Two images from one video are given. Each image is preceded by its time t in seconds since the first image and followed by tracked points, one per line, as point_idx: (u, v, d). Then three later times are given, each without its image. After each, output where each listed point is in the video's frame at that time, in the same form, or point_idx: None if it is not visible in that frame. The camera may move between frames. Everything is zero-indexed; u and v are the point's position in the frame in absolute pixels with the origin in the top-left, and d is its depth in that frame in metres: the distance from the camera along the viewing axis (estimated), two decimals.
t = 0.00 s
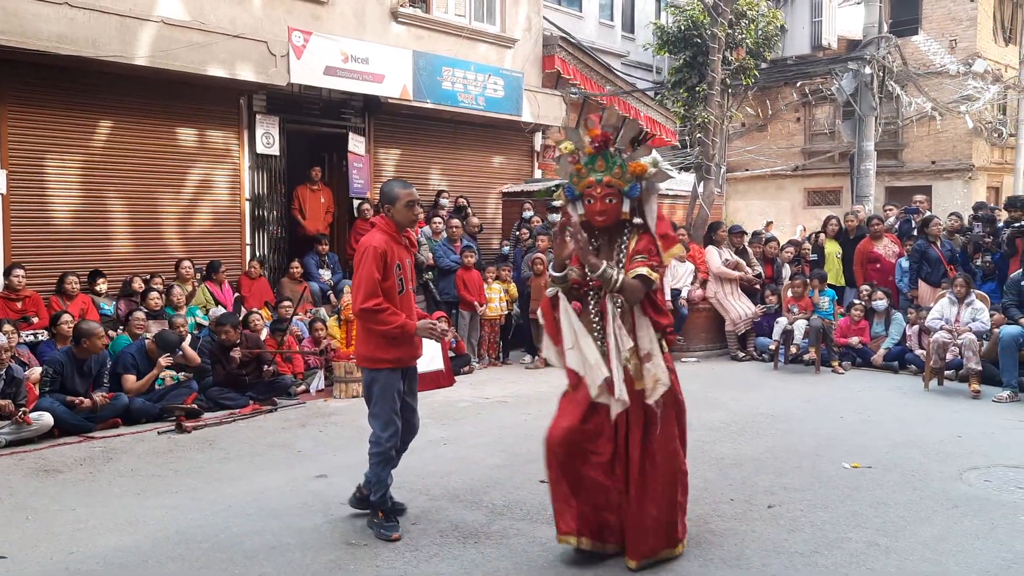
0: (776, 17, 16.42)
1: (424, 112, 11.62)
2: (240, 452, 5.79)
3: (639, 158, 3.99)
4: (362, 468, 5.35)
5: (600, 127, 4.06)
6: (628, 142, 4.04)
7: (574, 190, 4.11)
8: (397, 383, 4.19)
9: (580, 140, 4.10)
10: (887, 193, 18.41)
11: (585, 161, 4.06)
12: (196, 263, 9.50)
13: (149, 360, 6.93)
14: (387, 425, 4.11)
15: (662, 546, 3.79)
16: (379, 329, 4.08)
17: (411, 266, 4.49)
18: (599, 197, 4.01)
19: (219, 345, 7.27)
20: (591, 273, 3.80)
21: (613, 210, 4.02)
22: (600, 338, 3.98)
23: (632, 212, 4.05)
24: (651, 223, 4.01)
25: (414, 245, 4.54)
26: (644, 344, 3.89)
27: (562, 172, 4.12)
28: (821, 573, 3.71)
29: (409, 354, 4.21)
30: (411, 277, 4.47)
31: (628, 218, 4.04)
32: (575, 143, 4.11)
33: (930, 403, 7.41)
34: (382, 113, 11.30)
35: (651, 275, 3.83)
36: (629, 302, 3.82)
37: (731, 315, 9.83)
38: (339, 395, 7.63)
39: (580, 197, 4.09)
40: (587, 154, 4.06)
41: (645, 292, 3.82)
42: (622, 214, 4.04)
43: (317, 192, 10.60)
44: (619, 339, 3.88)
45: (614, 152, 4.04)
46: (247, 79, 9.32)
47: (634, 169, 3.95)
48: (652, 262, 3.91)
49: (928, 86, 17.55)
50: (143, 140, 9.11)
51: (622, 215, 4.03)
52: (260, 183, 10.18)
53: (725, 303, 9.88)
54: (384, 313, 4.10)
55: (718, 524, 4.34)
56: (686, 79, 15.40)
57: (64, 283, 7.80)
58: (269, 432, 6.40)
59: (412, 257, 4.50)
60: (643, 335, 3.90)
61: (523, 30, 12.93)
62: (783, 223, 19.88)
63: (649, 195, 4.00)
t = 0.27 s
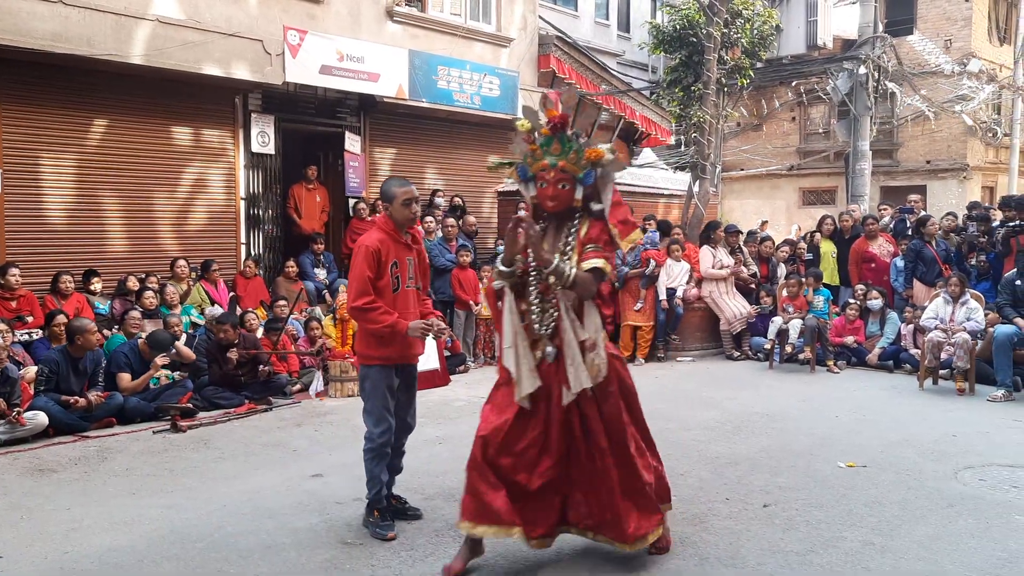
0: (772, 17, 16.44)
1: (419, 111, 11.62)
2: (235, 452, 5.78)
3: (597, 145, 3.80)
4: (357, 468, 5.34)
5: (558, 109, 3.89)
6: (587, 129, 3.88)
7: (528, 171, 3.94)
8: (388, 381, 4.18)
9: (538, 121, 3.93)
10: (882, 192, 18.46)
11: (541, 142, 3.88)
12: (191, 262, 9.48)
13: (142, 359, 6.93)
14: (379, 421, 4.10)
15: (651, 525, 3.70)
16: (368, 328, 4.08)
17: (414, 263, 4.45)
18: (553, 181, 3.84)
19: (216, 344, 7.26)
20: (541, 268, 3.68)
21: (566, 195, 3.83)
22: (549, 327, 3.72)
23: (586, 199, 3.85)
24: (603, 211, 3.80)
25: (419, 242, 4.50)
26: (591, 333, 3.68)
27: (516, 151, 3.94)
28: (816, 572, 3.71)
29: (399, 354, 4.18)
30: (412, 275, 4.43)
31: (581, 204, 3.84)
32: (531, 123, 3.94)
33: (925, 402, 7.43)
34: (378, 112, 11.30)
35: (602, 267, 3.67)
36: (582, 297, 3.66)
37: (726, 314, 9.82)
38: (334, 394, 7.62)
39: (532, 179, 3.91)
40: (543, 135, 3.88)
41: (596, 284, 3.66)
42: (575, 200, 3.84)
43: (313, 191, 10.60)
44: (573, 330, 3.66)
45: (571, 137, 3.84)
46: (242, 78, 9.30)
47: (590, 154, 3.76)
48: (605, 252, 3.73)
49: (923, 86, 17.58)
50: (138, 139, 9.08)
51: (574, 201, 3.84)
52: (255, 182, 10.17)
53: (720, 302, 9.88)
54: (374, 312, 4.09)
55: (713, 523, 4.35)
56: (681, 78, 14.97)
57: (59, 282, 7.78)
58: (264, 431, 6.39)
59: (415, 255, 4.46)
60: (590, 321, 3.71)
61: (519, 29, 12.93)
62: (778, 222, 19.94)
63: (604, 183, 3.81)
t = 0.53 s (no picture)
0: (772, 16, 16.44)
1: (419, 110, 11.61)
2: (235, 451, 5.77)
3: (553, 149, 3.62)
4: (357, 467, 5.34)
5: (516, 109, 3.64)
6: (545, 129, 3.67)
7: (480, 170, 3.71)
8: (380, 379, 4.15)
9: (494, 119, 3.69)
10: (882, 191, 18.47)
11: (496, 142, 3.65)
12: (191, 261, 9.47)
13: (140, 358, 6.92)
14: (369, 417, 4.06)
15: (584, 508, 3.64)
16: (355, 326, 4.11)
17: (422, 264, 4.38)
18: (506, 186, 3.61)
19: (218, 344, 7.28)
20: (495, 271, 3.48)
21: (519, 200, 3.63)
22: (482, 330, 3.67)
23: (538, 203, 3.69)
24: (554, 219, 3.66)
25: (428, 243, 4.43)
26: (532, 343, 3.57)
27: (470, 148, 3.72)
28: (817, 571, 3.71)
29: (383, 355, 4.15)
30: (421, 276, 4.36)
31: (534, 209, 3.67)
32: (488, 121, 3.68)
33: (926, 401, 7.42)
34: (378, 111, 11.29)
35: (555, 276, 3.53)
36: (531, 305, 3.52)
37: (725, 313, 9.83)
38: (333, 394, 7.61)
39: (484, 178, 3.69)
40: (500, 135, 3.65)
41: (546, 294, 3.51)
42: (528, 204, 3.66)
43: (312, 190, 10.59)
44: (505, 343, 3.52)
45: (528, 138, 3.62)
46: (241, 77, 9.29)
47: (547, 160, 3.57)
48: (556, 261, 3.63)
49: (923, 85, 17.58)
50: (138, 138, 9.08)
51: (528, 205, 3.66)
52: (255, 181, 10.17)
53: (720, 302, 9.88)
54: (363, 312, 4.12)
55: (713, 522, 4.35)
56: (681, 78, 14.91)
57: (59, 281, 7.76)
58: (263, 430, 6.38)
59: (424, 255, 4.39)
60: (525, 332, 3.55)
61: (519, 28, 12.92)
62: (778, 222, 19.95)
63: (559, 188, 3.64)
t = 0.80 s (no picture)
0: (772, 15, 16.43)
1: (419, 109, 11.61)
2: (236, 450, 5.78)
3: (532, 150, 3.51)
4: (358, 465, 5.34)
5: (488, 116, 3.52)
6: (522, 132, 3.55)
7: (461, 182, 3.61)
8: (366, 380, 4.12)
9: (467, 128, 3.58)
10: (882, 190, 18.47)
11: (473, 152, 3.54)
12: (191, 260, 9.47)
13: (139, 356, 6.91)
14: (347, 415, 4.07)
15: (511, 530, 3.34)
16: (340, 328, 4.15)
17: (416, 263, 4.35)
18: (488, 197, 3.51)
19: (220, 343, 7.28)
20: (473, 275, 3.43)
21: (503, 208, 3.53)
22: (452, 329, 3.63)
23: (524, 209, 3.59)
24: (541, 224, 3.56)
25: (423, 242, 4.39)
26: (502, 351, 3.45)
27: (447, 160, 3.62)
28: (819, 570, 3.72)
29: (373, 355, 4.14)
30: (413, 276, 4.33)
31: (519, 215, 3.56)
32: (461, 131, 3.61)
33: (926, 400, 7.43)
34: (378, 110, 11.29)
35: (538, 284, 3.43)
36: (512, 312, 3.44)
37: (726, 313, 9.85)
38: (334, 393, 7.61)
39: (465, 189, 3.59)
40: (474, 144, 3.54)
41: (527, 302, 3.42)
42: (513, 211, 3.55)
43: (313, 189, 10.60)
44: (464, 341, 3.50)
45: (505, 143, 3.51)
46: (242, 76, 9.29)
47: (526, 163, 3.47)
48: (541, 268, 3.51)
49: (923, 83, 17.57)
50: (139, 137, 9.08)
51: (514, 212, 3.56)
52: (255, 180, 10.16)
53: (720, 301, 9.90)
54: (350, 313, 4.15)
55: (714, 521, 4.35)
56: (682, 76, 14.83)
57: (60, 281, 7.77)
58: (263, 429, 6.38)
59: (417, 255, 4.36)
60: (502, 342, 3.46)
61: (519, 27, 12.92)
62: (778, 220, 19.94)
63: (542, 190, 3.55)
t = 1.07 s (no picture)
0: (773, 13, 16.42)
1: (420, 108, 11.60)
2: (237, 448, 5.78)
3: (526, 129, 3.35)
4: (359, 464, 5.34)
5: (477, 100, 3.44)
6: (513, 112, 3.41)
7: (458, 173, 3.52)
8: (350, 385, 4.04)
9: (458, 117, 3.50)
10: (883, 189, 18.46)
11: (465, 140, 3.46)
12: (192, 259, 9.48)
13: (139, 354, 6.87)
14: (330, 421, 3.97)
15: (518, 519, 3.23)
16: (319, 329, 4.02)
17: (398, 265, 4.23)
18: (485, 185, 3.40)
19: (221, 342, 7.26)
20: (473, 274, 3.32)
21: (503, 194, 3.40)
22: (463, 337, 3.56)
23: (527, 193, 3.42)
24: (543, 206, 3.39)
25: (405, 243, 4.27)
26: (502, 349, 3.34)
27: (443, 152, 3.54)
28: (819, 568, 3.72)
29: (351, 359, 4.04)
30: (395, 277, 4.20)
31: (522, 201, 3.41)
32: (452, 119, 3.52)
33: (926, 399, 7.43)
34: (378, 109, 11.29)
35: (541, 280, 3.24)
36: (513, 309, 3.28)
37: (727, 312, 9.85)
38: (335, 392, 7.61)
39: (464, 180, 3.50)
40: (466, 131, 3.46)
41: (529, 301, 3.26)
42: (514, 196, 3.41)
43: (314, 188, 10.60)
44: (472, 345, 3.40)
45: (496, 126, 3.40)
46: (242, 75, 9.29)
47: (519, 142, 3.32)
48: (544, 261, 3.31)
49: (924, 82, 17.55)
50: (140, 136, 9.07)
51: (516, 198, 3.41)
52: (255, 179, 10.16)
53: (721, 299, 9.90)
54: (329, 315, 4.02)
55: (715, 519, 4.35)
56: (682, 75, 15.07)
57: (60, 279, 7.76)
58: (264, 428, 6.38)
59: (399, 257, 4.23)
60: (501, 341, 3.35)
61: (519, 25, 12.91)
62: (778, 219, 19.94)
63: (542, 171, 3.38)
